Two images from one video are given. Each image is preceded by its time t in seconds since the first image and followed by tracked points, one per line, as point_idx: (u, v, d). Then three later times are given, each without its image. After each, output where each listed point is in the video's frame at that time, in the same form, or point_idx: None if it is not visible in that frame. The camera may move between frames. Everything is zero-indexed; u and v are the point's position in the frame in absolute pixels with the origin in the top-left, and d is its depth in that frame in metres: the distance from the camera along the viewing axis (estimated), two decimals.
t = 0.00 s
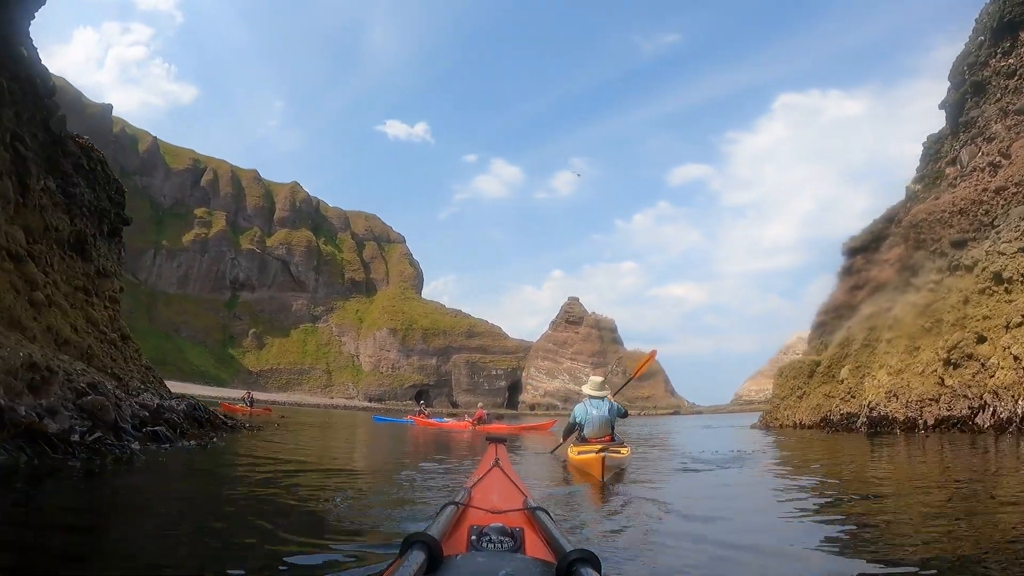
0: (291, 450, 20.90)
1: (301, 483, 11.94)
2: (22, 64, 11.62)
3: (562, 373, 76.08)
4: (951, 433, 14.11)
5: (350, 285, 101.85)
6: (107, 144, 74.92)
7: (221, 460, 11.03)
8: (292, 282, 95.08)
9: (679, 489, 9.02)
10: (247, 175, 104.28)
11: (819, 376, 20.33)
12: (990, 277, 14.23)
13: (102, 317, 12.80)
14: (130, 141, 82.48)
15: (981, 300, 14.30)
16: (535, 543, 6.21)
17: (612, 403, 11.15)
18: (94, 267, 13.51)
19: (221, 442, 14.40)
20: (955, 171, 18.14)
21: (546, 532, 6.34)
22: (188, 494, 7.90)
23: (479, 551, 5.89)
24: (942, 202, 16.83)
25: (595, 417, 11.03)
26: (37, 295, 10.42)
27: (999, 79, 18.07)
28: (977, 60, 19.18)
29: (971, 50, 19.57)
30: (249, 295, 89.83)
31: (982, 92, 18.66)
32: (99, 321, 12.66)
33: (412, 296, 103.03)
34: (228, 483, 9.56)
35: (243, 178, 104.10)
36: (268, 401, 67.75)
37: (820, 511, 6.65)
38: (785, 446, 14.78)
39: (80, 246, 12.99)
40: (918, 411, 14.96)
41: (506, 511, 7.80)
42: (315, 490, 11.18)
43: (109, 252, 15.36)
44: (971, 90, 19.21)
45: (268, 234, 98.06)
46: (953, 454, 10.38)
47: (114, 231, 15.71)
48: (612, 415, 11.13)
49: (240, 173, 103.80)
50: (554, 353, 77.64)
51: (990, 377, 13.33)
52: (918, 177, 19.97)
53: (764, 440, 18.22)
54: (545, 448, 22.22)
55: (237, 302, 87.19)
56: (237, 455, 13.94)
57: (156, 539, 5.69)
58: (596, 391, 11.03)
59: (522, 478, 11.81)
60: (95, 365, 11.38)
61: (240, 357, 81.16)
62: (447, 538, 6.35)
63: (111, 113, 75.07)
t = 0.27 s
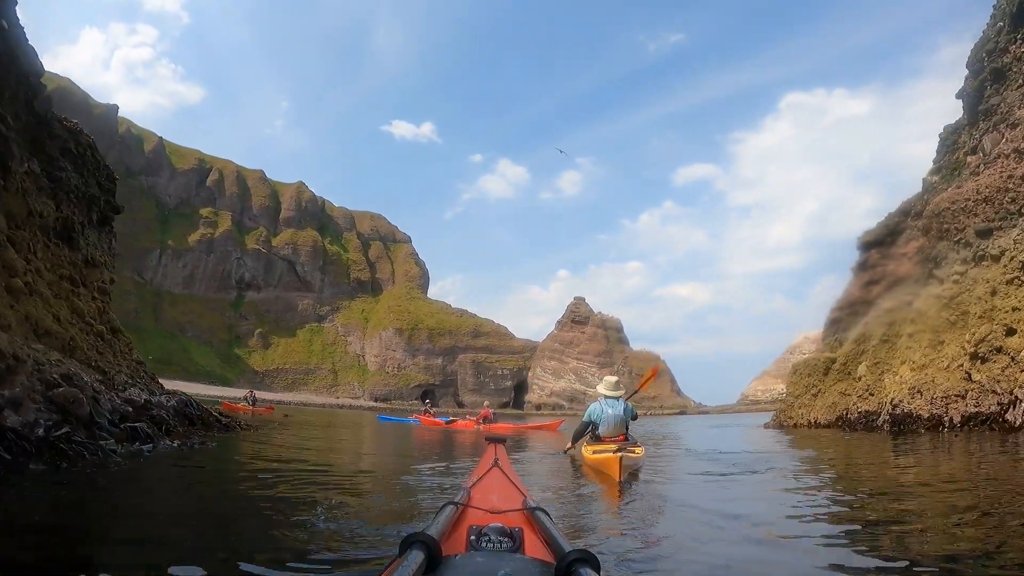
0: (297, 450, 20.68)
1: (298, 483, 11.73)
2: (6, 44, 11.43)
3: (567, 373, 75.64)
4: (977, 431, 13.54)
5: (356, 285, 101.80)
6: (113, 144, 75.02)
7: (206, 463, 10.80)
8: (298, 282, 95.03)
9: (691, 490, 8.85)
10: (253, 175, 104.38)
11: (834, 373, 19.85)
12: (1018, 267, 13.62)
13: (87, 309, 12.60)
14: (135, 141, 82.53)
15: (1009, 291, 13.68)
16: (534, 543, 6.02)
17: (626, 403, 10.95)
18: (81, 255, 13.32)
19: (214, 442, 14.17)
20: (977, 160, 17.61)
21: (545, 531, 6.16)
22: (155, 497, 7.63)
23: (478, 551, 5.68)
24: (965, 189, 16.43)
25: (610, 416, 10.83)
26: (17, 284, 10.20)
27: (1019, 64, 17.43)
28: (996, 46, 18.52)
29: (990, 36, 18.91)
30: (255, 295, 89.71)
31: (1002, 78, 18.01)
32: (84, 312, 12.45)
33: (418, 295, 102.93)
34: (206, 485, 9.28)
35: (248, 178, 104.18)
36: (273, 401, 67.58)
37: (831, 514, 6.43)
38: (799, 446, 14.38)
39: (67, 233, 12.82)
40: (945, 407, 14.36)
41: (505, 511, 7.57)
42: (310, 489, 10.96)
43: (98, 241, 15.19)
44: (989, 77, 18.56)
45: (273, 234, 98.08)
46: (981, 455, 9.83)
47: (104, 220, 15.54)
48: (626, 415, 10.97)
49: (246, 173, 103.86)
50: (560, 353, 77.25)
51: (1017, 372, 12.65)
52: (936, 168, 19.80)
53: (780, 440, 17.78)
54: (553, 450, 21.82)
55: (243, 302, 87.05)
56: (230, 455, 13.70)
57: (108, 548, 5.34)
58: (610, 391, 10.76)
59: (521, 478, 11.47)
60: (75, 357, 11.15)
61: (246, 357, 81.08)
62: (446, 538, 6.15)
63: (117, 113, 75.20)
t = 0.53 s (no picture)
0: (299, 450, 20.36)
1: (292, 483, 11.51)
2: None
3: (572, 373, 75.38)
4: (1004, 428, 12.68)
5: (360, 285, 101.79)
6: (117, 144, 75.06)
7: (191, 463, 10.54)
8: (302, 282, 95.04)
9: (699, 499, 8.68)
10: (257, 176, 104.43)
11: (850, 370, 19.24)
12: None
13: (70, 299, 12.38)
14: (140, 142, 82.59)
15: None
16: (534, 544, 5.95)
17: (639, 402, 11.03)
18: (66, 243, 13.13)
19: (205, 441, 13.92)
20: (998, 147, 17.27)
21: (544, 530, 6.11)
22: (128, 502, 7.39)
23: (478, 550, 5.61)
24: (988, 176, 16.07)
25: (623, 416, 10.89)
26: None
27: None
28: (1014, 32, 18.12)
29: (1007, 22, 18.52)
30: (259, 295, 89.63)
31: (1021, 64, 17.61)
32: (67, 303, 12.24)
33: (422, 296, 102.84)
34: (187, 485, 9.03)
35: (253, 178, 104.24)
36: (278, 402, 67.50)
37: (842, 519, 6.28)
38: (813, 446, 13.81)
39: (51, 221, 12.64)
40: (968, 403, 13.55)
41: (506, 509, 7.44)
42: (303, 489, 10.74)
43: (85, 230, 15.00)
44: (1007, 63, 18.13)
45: (278, 234, 98.08)
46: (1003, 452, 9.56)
47: (92, 208, 15.35)
48: (638, 414, 11.04)
49: (250, 174, 103.93)
50: (565, 352, 76.99)
51: None
52: (954, 158, 19.48)
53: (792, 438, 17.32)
54: (559, 450, 21.55)
55: (247, 303, 87.01)
56: (222, 454, 13.46)
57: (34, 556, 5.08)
58: (623, 390, 10.72)
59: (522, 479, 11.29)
60: (53, 348, 10.91)
61: (250, 357, 81.03)
62: (445, 536, 6.04)
63: (121, 113, 75.25)
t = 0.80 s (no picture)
0: (299, 450, 20.04)
1: (284, 482, 11.28)
2: None
3: (576, 374, 75.04)
4: None
5: (364, 285, 101.71)
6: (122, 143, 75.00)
7: (173, 463, 10.25)
8: (305, 282, 94.92)
9: (703, 499, 8.59)
10: (261, 175, 104.44)
11: (863, 369, 18.80)
12: None
13: (50, 287, 12.23)
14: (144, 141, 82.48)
15: None
16: (535, 544, 5.78)
17: (651, 403, 11.02)
18: (49, 230, 13.02)
19: (191, 441, 13.65)
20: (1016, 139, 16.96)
21: (544, 532, 5.95)
22: (102, 501, 7.14)
23: (478, 551, 5.44)
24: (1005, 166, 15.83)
25: (635, 416, 10.90)
26: None
27: None
28: None
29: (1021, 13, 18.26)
30: (263, 295, 89.48)
31: None
32: (46, 290, 12.05)
33: (426, 296, 102.71)
34: (166, 482, 8.77)
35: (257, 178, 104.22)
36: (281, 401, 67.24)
37: (853, 520, 6.17)
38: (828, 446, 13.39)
39: (33, 205, 12.56)
40: (994, 400, 13.02)
41: (507, 509, 7.23)
42: (294, 488, 10.51)
43: (72, 216, 14.89)
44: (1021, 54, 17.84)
45: (282, 234, 98.02)
46: None
47: (79, 195, 15.20)
48: (649, 414, 11.06)
49: (254, 173, 103.88)
50: (569, 354, 76.69)
51: None
52: (968, 153, 19.21)
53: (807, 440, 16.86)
54: (562, 451, 21.22)
55: (251, 302, 86.83)
56: (210, 452, 13.22)
57: None
58: (634, 392, 10.76)
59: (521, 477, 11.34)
60: (29, 338, 10.71)
61: (254, 357, 80.86)
62: (446, 536, 5.85)
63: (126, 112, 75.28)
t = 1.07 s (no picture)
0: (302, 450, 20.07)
1: (272, 480, 11.20)
2: None
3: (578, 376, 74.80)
4: None
5: (366, 287, 101.62)
6: (125, 144, 74.92)
7: (152, 463, 10.10)
8: (308, 283, 94.83)
9: (709, 496, 8.68)
10: (263, 176, 104.42)
11: (876, 368, 18.68)
12: None
13: (28, 277, 12.08)
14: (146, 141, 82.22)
15: None
16: (535, 543, 6.08)
17: (660, 404, 11.37)
18: (29, 215, 12.80)
19: (175, 440, 13.51)
20: None
21: (544, 531, 6.23)
22: (98, 498, 7.31)
23: (478, 551, 5.78)
24: None
25: (645, 417, 11.24)
26: None
27: None
28: None
29: None
30: (265, 295, 89.46)
31: None
32: (22, 278, 11.89)
33: (428, 297, 102.58)
34: (143, 480, 8.63)
35: (259, 179, 104.20)
36: (282, 402, 67.04)
37: (860, 517, 6.25)
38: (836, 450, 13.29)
39: (12, 189, 12.33)
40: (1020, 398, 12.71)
41: (506, 507, 7.53)
42: (282, 486, 10.43)
43: (53, 201, 14.67)
44: None
45: (284, 235, 97.95)
46: None
47: (60, 179, 15.00)
48: (658, 415, 11.39)
49: (257, 174, 103.85)
50: (571, 355, 76.46)
51: None
52: (982, 146, 18.99)
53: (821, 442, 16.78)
54: (563, 453, 21.09)
55: (253, 303, 86.72)
56: (196, 451, 13.10)
57: None
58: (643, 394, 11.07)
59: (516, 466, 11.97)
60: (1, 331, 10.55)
61: (255, 358, 80.73)
62: (447, 536, 6.24)
63: (128, 113, 75.20)
